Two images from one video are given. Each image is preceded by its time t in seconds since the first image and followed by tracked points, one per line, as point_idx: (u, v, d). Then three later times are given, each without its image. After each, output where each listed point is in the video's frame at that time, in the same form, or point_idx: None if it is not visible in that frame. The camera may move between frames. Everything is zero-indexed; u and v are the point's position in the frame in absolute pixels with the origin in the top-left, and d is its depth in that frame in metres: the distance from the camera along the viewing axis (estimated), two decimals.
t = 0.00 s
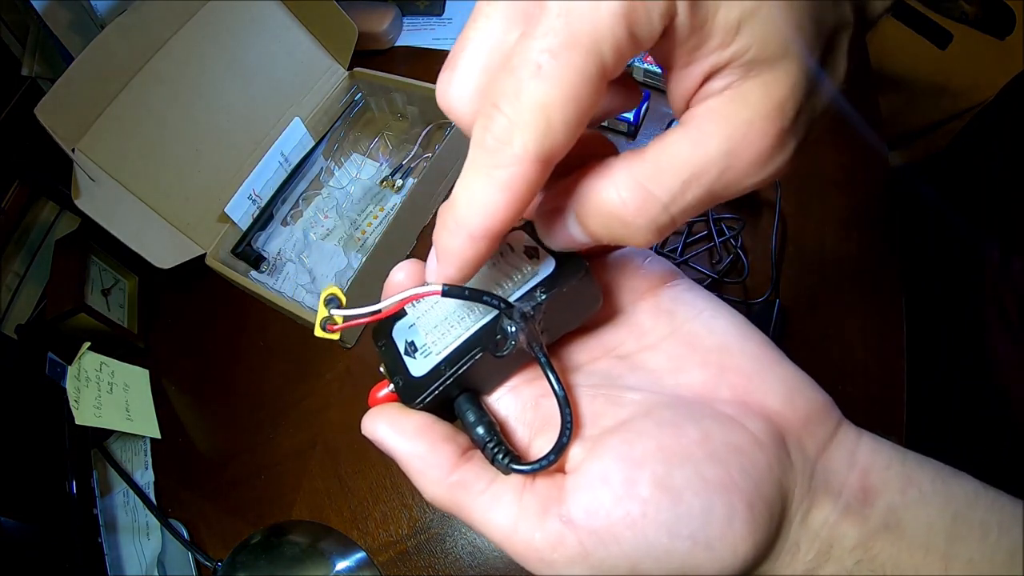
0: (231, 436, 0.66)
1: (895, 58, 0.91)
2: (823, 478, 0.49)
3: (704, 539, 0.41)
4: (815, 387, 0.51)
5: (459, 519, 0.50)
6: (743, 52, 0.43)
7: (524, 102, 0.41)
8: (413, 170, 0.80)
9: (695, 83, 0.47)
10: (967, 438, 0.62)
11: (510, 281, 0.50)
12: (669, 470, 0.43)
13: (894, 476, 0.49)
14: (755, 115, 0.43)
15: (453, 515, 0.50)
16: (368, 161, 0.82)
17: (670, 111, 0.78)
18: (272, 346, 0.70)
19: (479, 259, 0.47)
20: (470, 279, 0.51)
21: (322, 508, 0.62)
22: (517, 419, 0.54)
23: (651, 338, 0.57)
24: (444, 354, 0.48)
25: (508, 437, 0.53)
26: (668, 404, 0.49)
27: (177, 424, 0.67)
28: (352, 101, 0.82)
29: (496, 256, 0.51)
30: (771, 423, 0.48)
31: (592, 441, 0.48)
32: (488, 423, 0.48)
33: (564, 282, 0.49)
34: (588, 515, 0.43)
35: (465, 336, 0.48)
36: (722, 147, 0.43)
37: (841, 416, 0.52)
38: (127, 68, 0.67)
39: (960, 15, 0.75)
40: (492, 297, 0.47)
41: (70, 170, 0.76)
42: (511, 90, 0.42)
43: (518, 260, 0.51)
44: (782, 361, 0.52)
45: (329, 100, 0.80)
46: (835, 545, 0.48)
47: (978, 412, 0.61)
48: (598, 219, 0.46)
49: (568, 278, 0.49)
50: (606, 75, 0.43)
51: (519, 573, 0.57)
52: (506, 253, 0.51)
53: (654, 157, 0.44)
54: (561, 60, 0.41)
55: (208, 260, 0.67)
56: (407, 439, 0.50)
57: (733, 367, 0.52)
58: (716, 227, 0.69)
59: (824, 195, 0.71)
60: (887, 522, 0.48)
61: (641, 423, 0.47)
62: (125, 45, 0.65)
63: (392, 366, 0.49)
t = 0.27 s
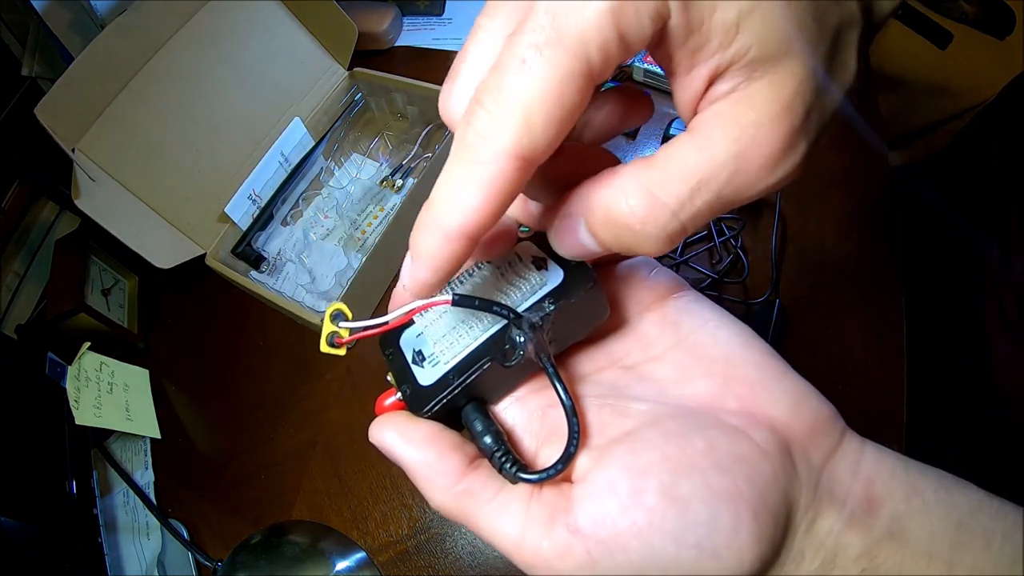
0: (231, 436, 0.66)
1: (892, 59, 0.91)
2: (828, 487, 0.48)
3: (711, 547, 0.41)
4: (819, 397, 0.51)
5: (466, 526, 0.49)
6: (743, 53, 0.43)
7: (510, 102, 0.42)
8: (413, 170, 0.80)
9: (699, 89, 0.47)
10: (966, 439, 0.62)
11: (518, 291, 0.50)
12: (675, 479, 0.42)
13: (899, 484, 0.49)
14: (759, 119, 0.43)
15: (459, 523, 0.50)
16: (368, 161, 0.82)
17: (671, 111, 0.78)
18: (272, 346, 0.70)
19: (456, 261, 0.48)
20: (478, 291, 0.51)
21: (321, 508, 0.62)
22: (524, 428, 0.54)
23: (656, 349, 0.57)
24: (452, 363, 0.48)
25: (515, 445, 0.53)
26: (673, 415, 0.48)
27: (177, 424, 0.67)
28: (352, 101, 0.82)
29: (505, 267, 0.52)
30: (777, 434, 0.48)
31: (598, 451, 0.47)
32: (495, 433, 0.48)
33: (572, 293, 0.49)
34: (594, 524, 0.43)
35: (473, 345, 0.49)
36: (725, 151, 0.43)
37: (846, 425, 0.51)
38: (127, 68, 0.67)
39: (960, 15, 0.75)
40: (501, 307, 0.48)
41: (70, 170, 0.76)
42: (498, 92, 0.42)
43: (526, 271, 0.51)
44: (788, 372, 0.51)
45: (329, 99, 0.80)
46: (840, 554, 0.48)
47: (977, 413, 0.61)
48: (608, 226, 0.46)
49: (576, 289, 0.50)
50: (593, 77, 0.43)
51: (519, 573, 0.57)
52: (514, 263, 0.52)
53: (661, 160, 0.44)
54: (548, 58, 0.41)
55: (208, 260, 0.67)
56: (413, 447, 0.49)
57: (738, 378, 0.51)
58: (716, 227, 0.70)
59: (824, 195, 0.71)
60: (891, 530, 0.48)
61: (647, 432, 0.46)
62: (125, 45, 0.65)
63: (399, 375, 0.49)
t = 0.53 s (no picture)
0: (231, 436, 0.66)
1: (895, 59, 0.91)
2: (834, 487, 0.49)
3: (720, 541, 0.42)
4: (825, 396, 0.52)
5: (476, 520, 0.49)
6: (728, 49, 0.43)
7: (491, 113, 0.43)
8: (413, 170, 0.80)
9: (689, 84, 0.47)
10: (966, 439, 0.62)
11: (534, 286, 0.50)
12: (686, 474, 0.43)
13: (904, 485, 0.49)
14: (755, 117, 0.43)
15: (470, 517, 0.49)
16: (368, 161, 0.82)
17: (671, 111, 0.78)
18: (272, 346, 0.70)
19: (447, 279, 0.48)
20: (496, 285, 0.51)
21: (321, 508, 0.62)
22: (535, 422, 0.54)
23: (666, 349, 0.57)
24: (467, 355, 0.48)
25: (527, 439, 0.53)
26: (683, 411, 0.49)
27: (177, 424, 0.67)
28: (352, 101, 0.82)
29: (522, 263, 0.52)
30: (783, 434, 0.49)
31: (609, 444, 0.48)
32: (508, 425, 0.48)
33: (587, 290, 0.49)
34: (606, 515, 0.43)
35: (488, 339, 0.48)
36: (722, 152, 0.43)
37: (851, 426, 0.52)
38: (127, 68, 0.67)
39: (961, 15, 0.75)
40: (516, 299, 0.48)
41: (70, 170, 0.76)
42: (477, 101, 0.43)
43: (542, 267, 0.51)
44: (794, 371, 0.52)
45: (329, 100, 0.80)
46: (846, 553, 0.48)
47: (977, 413, 0.61)
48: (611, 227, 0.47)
49: (591, 285, 0.49)
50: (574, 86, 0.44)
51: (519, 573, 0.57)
52: (530, 260, 0.52)
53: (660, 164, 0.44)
54: (532, 67, 0.42)
55: (208, 260, 0.67)
56: (427, 438, 0.49)
57: (746, 378, 0.52)
58: (716, 227, 0.70)
59: (824, 195, 0.71)
60: (896, 530, 0.48)
61: (657, 428, 0.47)
62: (125, 45, 0.65)
63: (412, 367, 0.49)
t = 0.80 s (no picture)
0: (231, 436, 0.66)
1: (889, 57, 0.94)
2: (827, 508, 0.50)
3: (714, 565, 0.43)
4: (820, 423, 0.52)
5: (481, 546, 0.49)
6: None
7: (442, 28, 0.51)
8: (413, 170, 0.80)
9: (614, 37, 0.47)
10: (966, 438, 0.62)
11: (532, 321, 0.48)
12: (679, 501, 0.44)
13: (898, 504, 0.50)
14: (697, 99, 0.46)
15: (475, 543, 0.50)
16: (368, 161, 0.82)
17: (671, 111, 0.79)
18: (272, 345, 0.70)
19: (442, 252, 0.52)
20: (497, 320, 0.49)
21: (321, 508, 0.62)
22: (537, 455, 0.54)
23: (662, 379, 0.57)
24: (470, 391, 0.46)
25: (527, 469, 0.53)
26: (679, 441, 0.50)
27: (177, 424, 0.67)
28: (353, 101, 0.82)
29: (520, 300, 0.50)
30: (778, 459, 0.49)
31: (607, 473, 0.49)
32: (511, 457, 0.47)
33: (585, 325, 0.48)
34: (603, 541, 0.44)
35: (490, 375, 0.46)
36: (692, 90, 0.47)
37: (847, 450, 0.53)
38: (127, 67, 0.67)
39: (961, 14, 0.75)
40: (515, 336, 0.46)
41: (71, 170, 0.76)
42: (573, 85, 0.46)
43: (540, 304, 0.49)
44: (792, 399, 0.53)
45: (329, 100, 0.80)
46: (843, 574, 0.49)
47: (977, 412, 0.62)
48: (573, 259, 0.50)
49: (588, 322, 0.48)
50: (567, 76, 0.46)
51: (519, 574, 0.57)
52: (528, 297, 0.49)
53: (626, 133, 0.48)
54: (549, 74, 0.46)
55: (209, 260, 0.67)
56: (430, 471, 0.48)
57: (741, 406, 0.52)
58: (716, 227, 0.70)
59: (824, 195, 0.71)
60: (891, 549, 0.48)
61: (653, 457, 0.48)
62: (125, 45, 0.65)
63: (417, 403, 0.47)
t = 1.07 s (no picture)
0: (232, 435, 0.66)
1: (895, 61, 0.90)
2: (828, 533, 0.49)
3: None
4: (823, 448, 0.51)
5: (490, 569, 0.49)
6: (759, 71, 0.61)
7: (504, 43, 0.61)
8: (413, 170, 0.80)
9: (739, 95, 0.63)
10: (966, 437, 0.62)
11: (541, 348, 0.49)
12: (683, 523, 0.45)
13: (898, 527, 0.48)
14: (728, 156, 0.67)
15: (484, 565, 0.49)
16: (368, 161, 0.82)
17: (671, 110, 0.79)
18: (272, 345, 0.70)
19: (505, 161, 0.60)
20: (507, 347, 0.49)
21: (321, 508, 0.62)
22: (545, 477, 0.54)
23: (667, 404, 0.57)
24: (480, 416, 0.47)
25: (535, 492, 0.53)
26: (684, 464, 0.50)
27: (178, 424, 0.67)
28: (353, 101, 0.83)
29: (530, 326, 0.51)
30: (781, 482, 0.49)
31: (612, 495, 0.49)
32: (519, 480, 0.47)
33: (592, 351, 0.49)
34: (608, 562, 0.44)
35: (499, 400, 0.47)
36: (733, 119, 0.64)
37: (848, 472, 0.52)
38: (128, 67, 0.67)
39: (962, 14, 0.75)
40: (524, 363, 0.47)
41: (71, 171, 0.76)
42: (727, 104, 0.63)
43: (549, 330, 0.50)
44: (793, 423, 0.52)
45: (329, 100, 0.80)
46: None
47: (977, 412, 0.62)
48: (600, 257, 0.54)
49: (596, 349, 0.49)
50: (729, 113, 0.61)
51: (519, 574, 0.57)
52: (537, 324, 0.51)
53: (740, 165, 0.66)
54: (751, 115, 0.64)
55: (209, 260, 0.67)
56: (443, 489, 0.48)
57: (744, 431, 0.52)
58: (716, 227, 0.70)
59: (825, 195, 0.71)
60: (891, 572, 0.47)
61: (659, 479, 0.48)
62: (125, 45, 0.65)
63: (428, 425, 0.47)
